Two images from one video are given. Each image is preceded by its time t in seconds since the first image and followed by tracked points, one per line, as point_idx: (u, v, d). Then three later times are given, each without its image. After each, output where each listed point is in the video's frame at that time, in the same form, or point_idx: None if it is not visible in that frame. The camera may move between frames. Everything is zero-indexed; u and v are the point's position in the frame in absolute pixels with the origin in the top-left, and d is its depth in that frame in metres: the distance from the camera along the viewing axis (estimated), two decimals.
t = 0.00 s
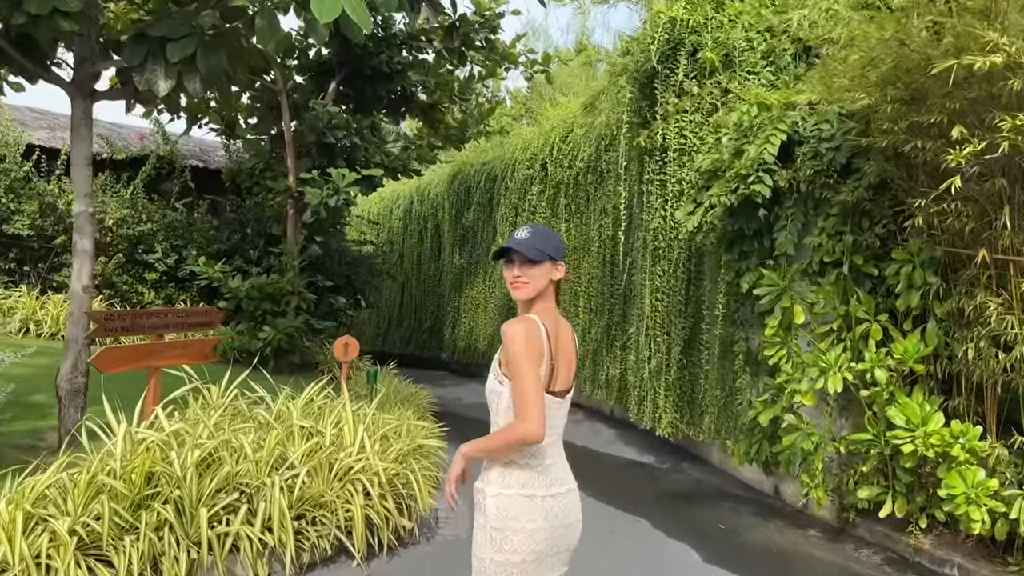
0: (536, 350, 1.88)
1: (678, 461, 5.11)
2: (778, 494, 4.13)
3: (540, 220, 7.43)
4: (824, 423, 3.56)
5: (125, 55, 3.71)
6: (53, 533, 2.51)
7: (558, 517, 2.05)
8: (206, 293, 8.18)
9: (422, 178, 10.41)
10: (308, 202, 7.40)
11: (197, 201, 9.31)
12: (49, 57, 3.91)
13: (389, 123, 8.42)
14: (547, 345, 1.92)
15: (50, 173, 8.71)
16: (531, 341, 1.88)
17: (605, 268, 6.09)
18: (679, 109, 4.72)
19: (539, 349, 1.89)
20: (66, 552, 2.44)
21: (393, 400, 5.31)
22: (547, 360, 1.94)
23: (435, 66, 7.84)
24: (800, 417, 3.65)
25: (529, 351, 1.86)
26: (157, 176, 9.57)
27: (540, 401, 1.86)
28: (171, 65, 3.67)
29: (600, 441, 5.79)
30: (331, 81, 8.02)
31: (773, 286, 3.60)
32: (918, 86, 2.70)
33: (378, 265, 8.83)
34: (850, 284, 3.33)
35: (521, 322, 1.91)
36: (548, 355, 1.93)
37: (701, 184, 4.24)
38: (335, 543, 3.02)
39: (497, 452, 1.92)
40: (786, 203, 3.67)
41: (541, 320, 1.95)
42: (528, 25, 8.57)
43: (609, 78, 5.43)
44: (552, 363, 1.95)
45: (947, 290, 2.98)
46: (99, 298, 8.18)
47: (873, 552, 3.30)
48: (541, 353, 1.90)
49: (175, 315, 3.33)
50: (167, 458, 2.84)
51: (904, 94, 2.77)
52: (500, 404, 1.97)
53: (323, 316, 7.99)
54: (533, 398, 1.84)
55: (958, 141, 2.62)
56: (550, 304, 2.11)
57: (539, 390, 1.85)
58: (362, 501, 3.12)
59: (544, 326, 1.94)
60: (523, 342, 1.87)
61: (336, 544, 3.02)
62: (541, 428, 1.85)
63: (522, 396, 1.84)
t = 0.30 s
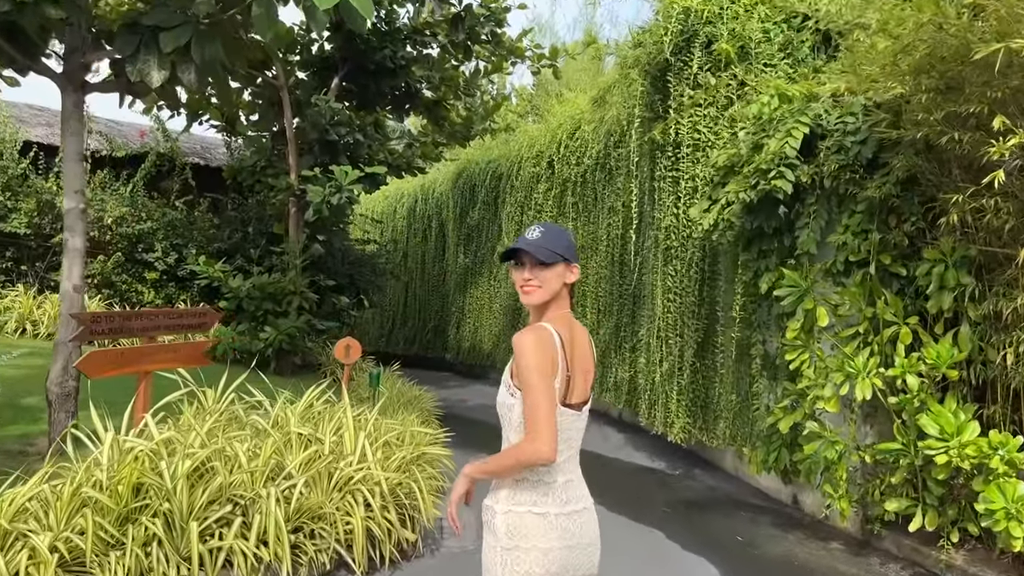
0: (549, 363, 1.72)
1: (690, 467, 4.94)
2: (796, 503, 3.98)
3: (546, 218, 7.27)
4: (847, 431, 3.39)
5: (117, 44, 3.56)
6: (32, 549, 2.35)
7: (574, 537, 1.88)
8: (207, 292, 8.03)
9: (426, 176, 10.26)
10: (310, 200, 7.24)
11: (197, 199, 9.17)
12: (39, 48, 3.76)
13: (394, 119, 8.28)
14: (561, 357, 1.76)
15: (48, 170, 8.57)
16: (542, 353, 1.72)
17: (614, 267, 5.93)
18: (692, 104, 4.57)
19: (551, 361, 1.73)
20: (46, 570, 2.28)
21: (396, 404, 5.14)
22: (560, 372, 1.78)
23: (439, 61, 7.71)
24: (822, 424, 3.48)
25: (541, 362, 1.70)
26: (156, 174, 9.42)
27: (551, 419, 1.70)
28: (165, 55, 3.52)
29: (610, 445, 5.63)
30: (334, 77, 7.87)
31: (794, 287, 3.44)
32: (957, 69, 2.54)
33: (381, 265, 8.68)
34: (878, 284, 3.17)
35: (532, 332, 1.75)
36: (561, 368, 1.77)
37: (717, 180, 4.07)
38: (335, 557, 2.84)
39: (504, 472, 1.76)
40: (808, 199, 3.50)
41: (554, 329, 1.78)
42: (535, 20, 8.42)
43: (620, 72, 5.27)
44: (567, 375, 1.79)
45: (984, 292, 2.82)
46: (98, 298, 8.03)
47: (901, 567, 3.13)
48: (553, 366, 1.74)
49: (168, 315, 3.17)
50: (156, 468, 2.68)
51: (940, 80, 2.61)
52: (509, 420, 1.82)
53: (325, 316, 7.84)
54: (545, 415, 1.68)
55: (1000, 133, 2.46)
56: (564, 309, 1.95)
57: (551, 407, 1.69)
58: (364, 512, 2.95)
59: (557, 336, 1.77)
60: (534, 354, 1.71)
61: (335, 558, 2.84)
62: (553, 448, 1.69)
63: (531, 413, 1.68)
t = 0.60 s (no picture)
0: (559, 367, 1.57)
1: (703, 470, 4.77)
2: (814, 509, 3.83)
3: (552, 214, 7.11)
4: (871, 435, 3.22)
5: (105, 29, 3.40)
6: (6, 563, 2.19)
7: (595, 551, 1.73)
8: (207, 290, 7.89)
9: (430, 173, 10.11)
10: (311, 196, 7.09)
11: (198, 195, 9.02)
12: (25, 34, 3.60)
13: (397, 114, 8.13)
14: (575, 362, 1.62)
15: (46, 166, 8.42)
16: (554, 357, 1.58)
17: (621, 264, 5.77)
18: (704, 94, 4.40)
19: (562, 366, 1.59)
20: None
21: (398, 406, 4.98)
22: (575, 378, 1.63)
23: (442, 55, 7.56)
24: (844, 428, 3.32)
25: (550, 367, 1.56)
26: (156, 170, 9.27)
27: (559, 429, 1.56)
28: (155, 40, 3.36)
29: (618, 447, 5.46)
30: (336, 71, 7.71)
31: (815, 284, 3.27)
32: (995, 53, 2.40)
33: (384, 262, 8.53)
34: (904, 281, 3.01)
35: (545, 334, 1.61)
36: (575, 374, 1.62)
37: (732, 173, 3.90)
38: (331, 569, 2.68)
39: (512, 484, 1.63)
40: (830, 191, 3.33)
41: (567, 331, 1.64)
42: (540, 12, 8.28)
43: (629, 63, 5.10)
44: (582, 382, 1.64)
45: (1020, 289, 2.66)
46: (95, 296, 7.88)
47: None
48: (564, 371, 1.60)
49: (156, 312, 3.03)
50: (141, 475, 2.53)
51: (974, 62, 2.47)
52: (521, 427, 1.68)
53: (327, 315, 7.69)
54: (553, 424, 1.54)
55: None
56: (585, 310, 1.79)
57: (558, 415, 1.55)
58: (362, 520, 2.79)
59: (572, 339, 1.62)
60: (543, 358, 1.56)
61: (331, 570, 2.68)
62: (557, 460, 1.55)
63: (537, 421, 1.55)
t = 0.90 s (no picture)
0: (569, 365, 1.54)
1: (714, 474, 4.63)
2: (833, 516, 3.68)
3: (557, 211, 6.95)
4: (895, 441, 3.06)
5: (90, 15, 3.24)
6: None
7: (607, 560, 1.69)
8: (206, 288, 7.74)
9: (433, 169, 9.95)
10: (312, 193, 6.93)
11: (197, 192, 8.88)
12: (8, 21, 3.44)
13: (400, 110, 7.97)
14: (586, 359, 1.58)
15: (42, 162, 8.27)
16: (563, 355, 1.55)
17: (629, 262, 5.60)
18: (716, 84, 4.24)
19: (572, 364, 1.55)
20: None
21: (400, 407, 4.84)
22: (588, 374, 1.60)
23: (446, 47, 7.39)
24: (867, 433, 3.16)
25: (559, 367, 1.53)
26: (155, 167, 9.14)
27: (571, 427, 1.54)
28: (144, 26, 3.20)
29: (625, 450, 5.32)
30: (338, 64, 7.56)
31: (837, 282, 3.10)
32: None
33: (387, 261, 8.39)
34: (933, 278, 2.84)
35: (554, 332, 1.57)
36: (587, 370, 1.59)
37: (747, 166, 3.75)
38: None
39: (527, 480, 1.62)
40: (852, 183, 3.17)
41: (578, 326, 1.60)
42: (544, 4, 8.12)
43: (638, 53, 4.94)
44: (596, 378, 1.60)
45: None
46: (92, 294, 7.73)
47: None
48: (575, 368, 1.57)
49: (140, 312, 2.87)
50: (123, 484, 2.38)
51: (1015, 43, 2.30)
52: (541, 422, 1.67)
53: (329, 314, 7.55)
54: (564, 423, 1.53)
55: None
56: (600, 304, 1.73)
57: (568, 413, 1.53)
58: (358, 532, 2.62)
59: (582, 334, 1.59)
60: (551, 355, 1.54)
61: None
62: (569, 457, 1.54)
63: (549, 419, 1.54)
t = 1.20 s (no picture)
0: (551, 374, 1.53)
1: (727, 478, 4.48)
2: (854, 523, 3.53)
3: (563, 208, 6.79)
4: (924, 446, 2.90)
5: None
6: None
7: None
8: (206, 286, 7.60)
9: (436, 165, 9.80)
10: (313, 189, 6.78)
11: (197, 189, 8.74)
12: None
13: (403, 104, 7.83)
14: (572, 369, 1.55)
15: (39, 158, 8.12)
16: (546, 364, 1.53)
17: (638, 259, 5.43)
18: (732, 73, 4.08)
19: (554, 373, 1.53)
20: None
21: (402, 408, 4.69)
22: (574, 386, 1.56)
23: (449, 40, 7.23)
24: (893, 438, 3.00)
25: (539, 377, 1.52)
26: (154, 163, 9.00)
27: (552, 438, 1.53)
28: (133, 11, 3.04)
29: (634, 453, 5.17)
30: (339, 58, 7.41)
31: (863, 279, 2.94)
32: None
33: (389, 258, 8.26)
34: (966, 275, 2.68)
35: (538, 340, 1.55)
36: (574, 381, 1.56)
37: (764, 158, 3.59)
38: None
39: (517, 492, 1.62)
40: (878, 175, 3.00)
41: (568, 335, 1.57)
42: None
43: (649, 44, 4.78)
44: (584, 391, 1.57)
45: None
46: (89, 292, 7.58)
47: None
48: (559, 377, 1.54)
49: (125, 309, 2.73)
50: (107, 495, 2.23)
51: None
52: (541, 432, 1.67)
53: (331, 312, 7.40)
54: (545, 435, 1.52)
55: None
56: (609, 311, 1.66)
57: (546, 423, 1.52)
58: (357, 544, 2.46)
59: (570, 343, 1.56)
60: (533, 362, 1.53)
61: None
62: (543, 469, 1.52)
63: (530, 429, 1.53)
